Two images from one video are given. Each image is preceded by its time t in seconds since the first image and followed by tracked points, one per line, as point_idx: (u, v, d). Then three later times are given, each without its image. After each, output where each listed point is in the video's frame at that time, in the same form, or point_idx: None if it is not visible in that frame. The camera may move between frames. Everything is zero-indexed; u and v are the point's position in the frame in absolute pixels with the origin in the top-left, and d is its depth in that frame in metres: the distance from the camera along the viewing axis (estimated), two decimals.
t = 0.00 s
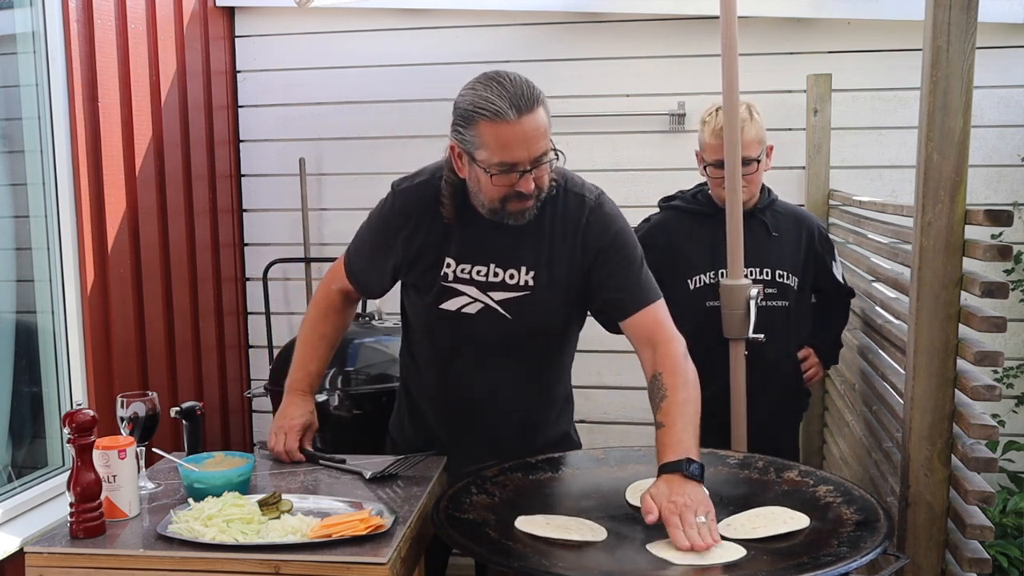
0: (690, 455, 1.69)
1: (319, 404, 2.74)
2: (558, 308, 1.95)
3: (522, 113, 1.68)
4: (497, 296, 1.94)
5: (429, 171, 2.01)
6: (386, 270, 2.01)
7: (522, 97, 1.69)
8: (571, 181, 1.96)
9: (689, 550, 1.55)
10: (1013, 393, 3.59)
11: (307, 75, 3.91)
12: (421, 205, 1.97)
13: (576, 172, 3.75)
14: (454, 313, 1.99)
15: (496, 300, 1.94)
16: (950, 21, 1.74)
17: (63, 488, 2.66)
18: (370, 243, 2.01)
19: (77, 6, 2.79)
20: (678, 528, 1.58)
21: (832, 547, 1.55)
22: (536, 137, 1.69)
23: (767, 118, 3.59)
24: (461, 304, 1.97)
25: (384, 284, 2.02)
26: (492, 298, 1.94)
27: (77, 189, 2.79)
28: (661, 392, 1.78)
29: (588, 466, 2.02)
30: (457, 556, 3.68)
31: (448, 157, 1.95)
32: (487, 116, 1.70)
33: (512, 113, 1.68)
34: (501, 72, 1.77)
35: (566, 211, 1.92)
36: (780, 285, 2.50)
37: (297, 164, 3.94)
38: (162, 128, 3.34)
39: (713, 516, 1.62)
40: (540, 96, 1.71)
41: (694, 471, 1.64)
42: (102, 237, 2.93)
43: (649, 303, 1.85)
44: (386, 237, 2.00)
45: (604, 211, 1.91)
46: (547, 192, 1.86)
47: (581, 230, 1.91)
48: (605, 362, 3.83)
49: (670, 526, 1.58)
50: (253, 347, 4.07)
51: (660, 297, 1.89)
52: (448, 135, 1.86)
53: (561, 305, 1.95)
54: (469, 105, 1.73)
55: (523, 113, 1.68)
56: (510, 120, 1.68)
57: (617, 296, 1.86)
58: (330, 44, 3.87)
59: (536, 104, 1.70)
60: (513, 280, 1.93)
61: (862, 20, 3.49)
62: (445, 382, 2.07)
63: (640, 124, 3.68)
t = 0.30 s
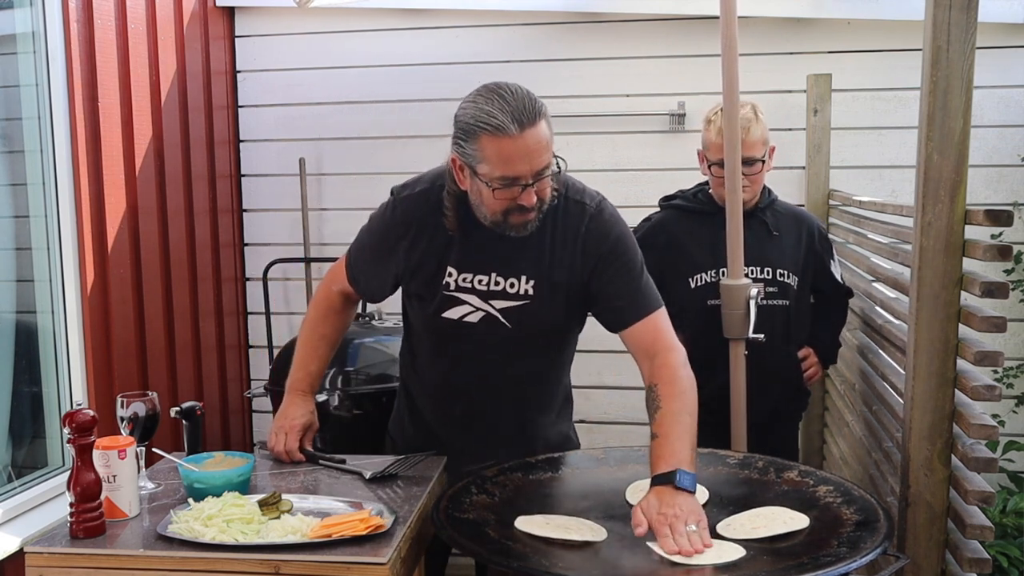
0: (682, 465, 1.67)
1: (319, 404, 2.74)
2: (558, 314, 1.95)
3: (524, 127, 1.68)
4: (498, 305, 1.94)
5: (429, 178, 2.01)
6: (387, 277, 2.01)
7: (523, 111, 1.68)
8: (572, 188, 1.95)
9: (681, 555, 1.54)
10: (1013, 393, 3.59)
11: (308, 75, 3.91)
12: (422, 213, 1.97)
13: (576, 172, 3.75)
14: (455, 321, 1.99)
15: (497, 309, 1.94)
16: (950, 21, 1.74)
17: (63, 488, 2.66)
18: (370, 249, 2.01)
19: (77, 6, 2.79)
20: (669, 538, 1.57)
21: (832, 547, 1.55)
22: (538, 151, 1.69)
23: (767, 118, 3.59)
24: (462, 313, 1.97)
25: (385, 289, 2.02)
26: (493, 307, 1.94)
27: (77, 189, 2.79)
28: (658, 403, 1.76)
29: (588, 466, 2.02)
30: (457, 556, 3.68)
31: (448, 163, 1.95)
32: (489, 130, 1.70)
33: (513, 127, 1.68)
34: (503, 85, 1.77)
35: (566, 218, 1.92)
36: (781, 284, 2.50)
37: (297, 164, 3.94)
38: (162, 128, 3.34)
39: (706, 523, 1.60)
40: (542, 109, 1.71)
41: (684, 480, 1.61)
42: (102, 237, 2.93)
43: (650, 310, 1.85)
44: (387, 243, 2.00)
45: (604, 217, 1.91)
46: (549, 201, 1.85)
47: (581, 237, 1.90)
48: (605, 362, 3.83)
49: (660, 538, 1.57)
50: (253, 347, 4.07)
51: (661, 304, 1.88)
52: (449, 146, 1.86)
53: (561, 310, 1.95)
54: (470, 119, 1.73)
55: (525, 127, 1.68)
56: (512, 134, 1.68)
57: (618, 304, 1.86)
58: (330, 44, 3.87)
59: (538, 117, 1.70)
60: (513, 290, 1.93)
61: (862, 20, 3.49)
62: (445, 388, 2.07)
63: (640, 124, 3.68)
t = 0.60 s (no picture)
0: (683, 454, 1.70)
1: (319, 404, 2.74)
2: (558, 308, 1.96)
3: (522, 118, 1.68)
4: (498, 298, 1.94)
5: (428, 173, 2.01)
6: (386, 271, 2.01)
7: (522, 102, 1.68)
8: (572, 182, 1.95)
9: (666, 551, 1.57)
10: (1013, 393, 3.59)
11: (308, 75, 3.91)
12: (421, 208, 1.97)
13: (576, 172, 3.76)
14: (455, 315, 1.99)
15: (497, 302, 1.95)
16: (950, 21, 1.74)
17: (63, 488, 2.66)
18: (369, 244, 2.01)
19: (77, 6, 2.79)
20: (660, 529, 1.60)
21: (832, 547, 1.55)
22: (535, 142, 1.69)
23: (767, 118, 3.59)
24: (461, 306, 1.97)
25: (384, 286, 2.03)
26: (493, 300, 1.94)
27: (77, 189, 2.79)
28: (661, 391, 1.79)
29: (588, 466, 2.02)
30: (457, 556, 3.68)
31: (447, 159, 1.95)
32: (487, 120, 1.70)
33: (511, 118, 1.68)
34: (502, 75, 1.76)
35: (567, 211, 1.91)
36: (782, 285, 2.50)
37: (297, 164, 3.94)
38: (162, 128, 3.34)
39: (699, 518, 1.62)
40: (541, 100, 1.70)
41: (682, 471, 1.65)
42: (102, 237, 2.93)
43: (650, 303, 1.85)
44: (386, 238, 2.00)
45: (604, 210, 1.91)
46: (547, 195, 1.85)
47: (581, 230, 1.90)
48: (605, 362, 3.83)
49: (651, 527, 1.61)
50: (253, 347, 4.07)
51: (663, 298, 1.88)
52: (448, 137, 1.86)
53: (562, 304, 1.96)
54: (469, 109, 1.73)
55: (523, 117, 1.68)
56: (509, 124, 1.68)
57: (618, 298, 1.86)
58: (330, 44, 3.87)
59: (536, 108, 1.70)
60: (513, 282, 1.93)
61: (862, 20, 3.49)
62: (445, 386, 2.07)
63: (640, 124, 3.68)
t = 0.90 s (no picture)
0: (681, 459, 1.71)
1: (319, 404, 2.74)
2: (558, 312, 1.96)
3: (523, 129, 1.68)
4: (499, 304, 1.94)
5: (426, 178, 2.00)
6: (385, 277, 2.01)
7: (521, 113, 1.68)
8: (571, 185, 1.94)
9: (663, 550, 1.58)
10: (1013, 393, 3.59)
11: (307, 75, 3.91)
12: (420, 214, 1.97)
13: (576, 172, 3.76)
14: (455, 320, 1.99)
15: (498, 307, 1.95)
16: (950, 21, 1.74)
17: (63, 488, 2.66)
18: (367, 250, 2.00)
19: (77, 6, 2.79)
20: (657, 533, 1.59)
21: (832, 547, 1.55)
22: (536, 153, 1.69)
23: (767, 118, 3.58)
24: (462, 312, 1.97)
25: (383, 290, 2.02)
26: (494, 306, 1.94)
27: (77, 189, 2.79)
28: (660, 398, 1.80)
29: (588, 466, 2.02)
30: (457, 556, 3.68)
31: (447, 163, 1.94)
32: (487, 132, 1.70)
33: (512, 129, 1.68)
34: (500, 85, 1.77)
35: (566, 216, 1.91)
36: (782, 285, 2.50)
37: (297, 164, 3.94)
38: (162, 128, 3.34)
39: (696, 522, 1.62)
40: (540, 110, 1.71)
41: (681, 478, 1.65)
42: (102, 236, 2.93)
43: (650, 308, 1.85)
44: (385, 245, 1.99)
45: (603, 214, 1.90)
46: (547, 202, 1.85)
47: (580, 234, 1.90)
48: (605, 362, 3.83)
49: (649, 532, 1.60)
50: (253, 347, 4.07)
51: (663, 299, 1.88)
52: (447, 146, 1.86)
53: (562, 308, 1.96)
54: (468, 120, 1.73)
55: (523, 129, 1.68)
56: (509, 136, 1.68)
57: (619, 303, 1.86)
58: (330, 44, 3.87)
59: (536, 118, 1.70)
60: (513, 288, 1.93)
61: (862, 20, 3.49)
62: (445, 387, 2.07)
63: (640, 124, 3.68)
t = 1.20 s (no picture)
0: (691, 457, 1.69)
1: (319, 404, 2.74)
2: (558, 307, 1.96)
3: (526, 111, 1.68)
4: (499, 295, 1.94)
5: (429, 170, 2.01)
6: (386, 270, 2.01)
7: (524, 94, 1.69)
8: (573, 181, 1.95)
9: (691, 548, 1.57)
10: (1013, 393, 3.59)
11: (307, 75, 3.91)
12: (422, 205, 1.98)
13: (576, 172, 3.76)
14: (456, 312, 1.99)
15: (499, 299, 1.95)
16: (950, 21, 1.74)
17: (63, 488, 2.66)
18: (370, 241, 2.01)
19: (77, 6, 2.79)
20: (681, 527, 1.59)
21: (832, 547, 1.55)
22: (538, 134, 1.69)
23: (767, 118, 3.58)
24: (463, 304, 1.97)
25: (385, 283, 2.03)
26: (494, 297, 1.94)
27: (77, 189, 2.79)
28: (662, 395, 1.77)
29: (588, 466, 2.02)
30: (457, 556, 3.68)
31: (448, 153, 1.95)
32: (490, 112, 1.70)
33: (515, 111, 1.68)
34: (504, 69, 1.77)
35: (567, 210, 1.92)
36: (782, 285, 2.50)
37: (297, 164, 3.94)
38: (162, 128, 3.34)
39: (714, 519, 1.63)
40: (543, 93, 1.71)
41: (695, 473, 1.64)
42: (102, 236, 2.93)
43: (649, 304, 1.85)
44: (387, 236, 2.00)
45: (604, 210, 1.91)
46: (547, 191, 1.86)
47: (582, 228, 1.91)
48: (605, 362, 3.83)
49: (671, 527, 1.59)
50: (253, 347, 4.07)
51: (660, 297, 1.88)
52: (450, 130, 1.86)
53: (562, 302, 1.96)
54: (472, 102, 1.73)
55: (526, 110, 1.68)
56: (513, 117, 1.68)
57: (618, 298, 1.86)
58: (330, 44, 3.87)
59: (539, 101, 1.70)
60: (514, 280, 1.94)
61: (862, 20, 3.49)
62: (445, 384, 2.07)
63: (640, 124, 3.68)
